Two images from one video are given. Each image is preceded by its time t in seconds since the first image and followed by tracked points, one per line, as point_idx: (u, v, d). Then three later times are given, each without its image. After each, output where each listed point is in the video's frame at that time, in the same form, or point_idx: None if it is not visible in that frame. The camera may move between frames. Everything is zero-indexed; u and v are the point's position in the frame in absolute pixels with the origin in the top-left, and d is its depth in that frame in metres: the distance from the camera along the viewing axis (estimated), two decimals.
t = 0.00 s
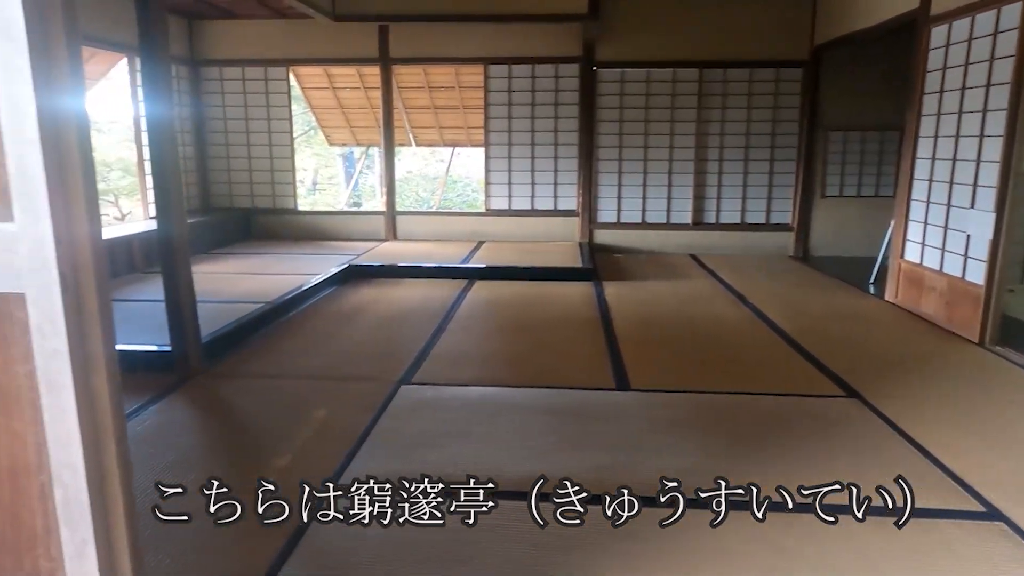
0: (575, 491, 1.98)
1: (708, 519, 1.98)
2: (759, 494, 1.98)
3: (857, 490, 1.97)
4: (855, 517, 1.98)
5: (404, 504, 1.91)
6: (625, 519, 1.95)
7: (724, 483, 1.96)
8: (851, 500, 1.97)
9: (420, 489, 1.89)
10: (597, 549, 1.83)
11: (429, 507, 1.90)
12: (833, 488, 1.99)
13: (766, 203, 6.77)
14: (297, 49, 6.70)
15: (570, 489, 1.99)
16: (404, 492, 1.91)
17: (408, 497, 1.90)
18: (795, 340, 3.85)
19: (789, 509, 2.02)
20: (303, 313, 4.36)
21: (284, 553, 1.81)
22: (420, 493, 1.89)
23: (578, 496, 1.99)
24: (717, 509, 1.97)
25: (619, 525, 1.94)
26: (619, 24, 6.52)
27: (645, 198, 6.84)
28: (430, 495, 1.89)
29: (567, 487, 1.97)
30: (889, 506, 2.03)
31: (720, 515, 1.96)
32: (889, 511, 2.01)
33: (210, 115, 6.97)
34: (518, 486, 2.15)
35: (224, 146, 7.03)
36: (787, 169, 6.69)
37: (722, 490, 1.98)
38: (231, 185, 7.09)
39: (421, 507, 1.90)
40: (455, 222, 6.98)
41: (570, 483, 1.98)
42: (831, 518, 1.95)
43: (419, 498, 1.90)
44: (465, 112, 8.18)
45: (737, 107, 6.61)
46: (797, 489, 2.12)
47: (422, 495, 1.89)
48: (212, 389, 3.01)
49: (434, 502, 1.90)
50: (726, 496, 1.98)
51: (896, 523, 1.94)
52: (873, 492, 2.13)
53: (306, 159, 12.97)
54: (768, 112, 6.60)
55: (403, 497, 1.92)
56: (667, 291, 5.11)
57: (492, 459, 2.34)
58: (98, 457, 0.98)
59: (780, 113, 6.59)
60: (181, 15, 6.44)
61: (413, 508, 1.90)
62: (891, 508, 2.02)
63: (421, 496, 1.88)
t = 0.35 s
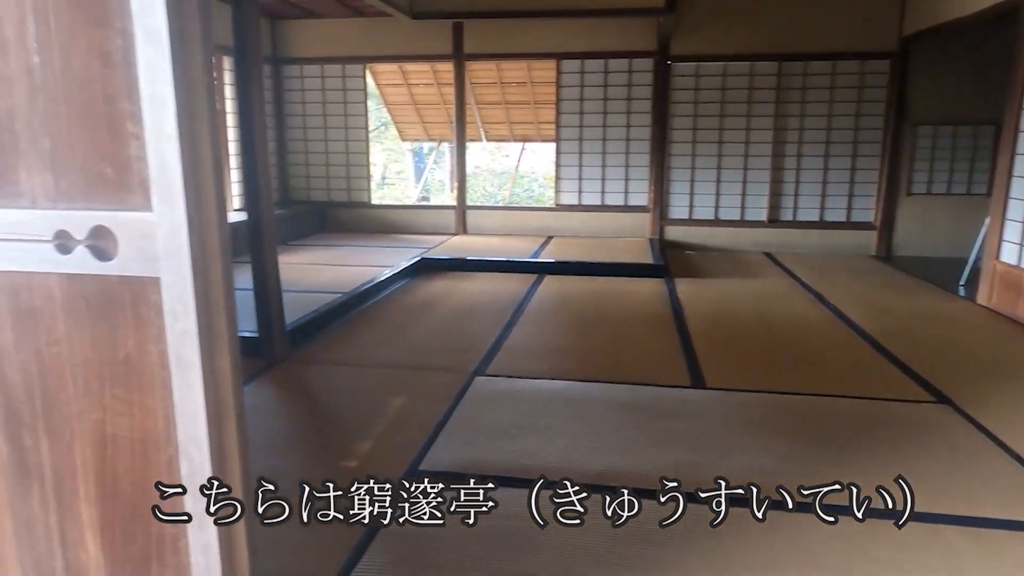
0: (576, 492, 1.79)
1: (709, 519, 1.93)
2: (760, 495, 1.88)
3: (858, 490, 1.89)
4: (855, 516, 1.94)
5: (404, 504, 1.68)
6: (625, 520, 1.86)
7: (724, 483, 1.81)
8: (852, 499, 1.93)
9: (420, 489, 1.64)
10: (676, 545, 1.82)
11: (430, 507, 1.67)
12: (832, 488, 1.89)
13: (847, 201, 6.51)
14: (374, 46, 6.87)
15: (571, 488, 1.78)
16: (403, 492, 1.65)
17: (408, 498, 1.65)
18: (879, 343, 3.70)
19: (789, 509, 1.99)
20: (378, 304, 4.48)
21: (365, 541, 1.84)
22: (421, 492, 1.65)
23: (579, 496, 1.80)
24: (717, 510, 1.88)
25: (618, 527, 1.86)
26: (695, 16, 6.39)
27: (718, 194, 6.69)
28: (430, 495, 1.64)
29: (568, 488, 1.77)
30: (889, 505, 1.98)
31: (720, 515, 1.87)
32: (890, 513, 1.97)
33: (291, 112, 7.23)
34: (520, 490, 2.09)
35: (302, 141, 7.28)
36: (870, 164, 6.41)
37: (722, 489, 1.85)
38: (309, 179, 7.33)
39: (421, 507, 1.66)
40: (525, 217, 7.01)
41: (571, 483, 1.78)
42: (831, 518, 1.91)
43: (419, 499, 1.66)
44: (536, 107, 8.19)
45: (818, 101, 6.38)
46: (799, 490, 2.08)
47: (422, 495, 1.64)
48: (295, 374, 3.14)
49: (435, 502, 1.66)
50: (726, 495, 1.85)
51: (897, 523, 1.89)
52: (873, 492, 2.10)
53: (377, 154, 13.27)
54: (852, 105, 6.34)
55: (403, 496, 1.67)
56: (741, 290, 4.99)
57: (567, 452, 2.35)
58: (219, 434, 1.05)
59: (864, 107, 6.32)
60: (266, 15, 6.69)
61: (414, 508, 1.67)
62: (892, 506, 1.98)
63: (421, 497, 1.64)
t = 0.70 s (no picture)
0: (575, 492, 1.75)
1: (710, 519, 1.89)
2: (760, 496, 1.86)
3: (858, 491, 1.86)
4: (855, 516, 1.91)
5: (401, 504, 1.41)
6: (625, 519, 1.83)
7: (724, 483, 1.79)
8: (852, 499, 1.90)
9: (420, 487, 1.40)
10: (769, 549, 1.78)
11: (430, 507, 1.44)
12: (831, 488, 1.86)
13: (947, 199, 6.14)
14: (455, 42, 6.95)
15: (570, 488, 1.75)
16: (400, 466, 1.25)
17: (407, 497, 1.40)
18: (985, 349, 3.47)
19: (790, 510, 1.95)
20: (459, 296, 4.55)
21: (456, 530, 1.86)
22: (421, 492, 1.41)
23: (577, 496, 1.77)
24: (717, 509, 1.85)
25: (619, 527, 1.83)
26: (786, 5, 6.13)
27: (805, 191, 6.44)
28: (431, 494, 1.41)
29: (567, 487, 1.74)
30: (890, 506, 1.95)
31: (721, 514, 1.84)
32: (890, 513, 1.93)
33: (375, 107, 7.44)
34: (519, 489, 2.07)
35: (385, 135, 7.48)
36: (974, 160, 6.02)
37: (722, 490, 1.81)
38: (390, 173, 7.53)
39: (420, 507, 1.44)
40: (602, 212, 6.96)
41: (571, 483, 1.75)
42: (831, 518, 1.87)
43: (419, 498, 1.42)
44: (616, 101, 8.10)
45: (917, 93, 6.04)
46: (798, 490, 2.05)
47: (421, 494, 1.41)
48: (383, 362, 3.23)
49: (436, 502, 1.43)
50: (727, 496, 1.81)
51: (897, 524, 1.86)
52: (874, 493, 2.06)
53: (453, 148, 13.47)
54: (955, 98, 5.97)
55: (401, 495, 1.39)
56: (830, 290, 4.79)
57: (654, 450, 2.33)
58: (341, 417, 1.10)
59: (969, 99, 5.94)
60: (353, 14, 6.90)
61: (412, 509, 1.43)
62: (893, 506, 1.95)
63: (421, 497, 1.40)
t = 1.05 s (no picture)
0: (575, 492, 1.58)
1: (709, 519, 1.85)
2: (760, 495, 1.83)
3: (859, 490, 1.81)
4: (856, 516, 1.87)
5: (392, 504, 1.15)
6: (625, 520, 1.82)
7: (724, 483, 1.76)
8: (852, 499, 1.85)
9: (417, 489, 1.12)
10: (868, 565, 1.67)
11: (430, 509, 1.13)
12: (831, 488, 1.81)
13: None
14: (533, 38, 6.93)
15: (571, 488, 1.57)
16: (402, 491, 1.14)
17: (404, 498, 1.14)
18: None
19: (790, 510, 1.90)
20: (535, 292, 4.54)
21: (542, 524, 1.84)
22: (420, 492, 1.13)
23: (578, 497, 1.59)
24: (717, 509, 1.82)
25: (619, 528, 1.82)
26: None
27: (899, 190, 6.10)
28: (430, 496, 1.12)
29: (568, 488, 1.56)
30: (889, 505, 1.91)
31: (720, 515, 1.81)
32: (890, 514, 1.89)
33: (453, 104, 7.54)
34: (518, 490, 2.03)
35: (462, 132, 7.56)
36: None
37: (722, 490, 1.78)
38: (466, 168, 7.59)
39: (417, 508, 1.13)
40: (680, 210, 6.81)
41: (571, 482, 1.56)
42: (831, 518, 1.83)
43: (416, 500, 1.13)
44: (697, 97, 7.89)
45: None
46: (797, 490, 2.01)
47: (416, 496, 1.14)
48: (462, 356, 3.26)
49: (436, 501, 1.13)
50: (727, 496, 1.78)
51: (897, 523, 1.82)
52: (874, 492, 2.01)
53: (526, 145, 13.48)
54: None
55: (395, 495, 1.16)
56: (928, 295, 4.51)
57: (742, 456, 2.24)
58: (443, 409, 1.09)
59: None
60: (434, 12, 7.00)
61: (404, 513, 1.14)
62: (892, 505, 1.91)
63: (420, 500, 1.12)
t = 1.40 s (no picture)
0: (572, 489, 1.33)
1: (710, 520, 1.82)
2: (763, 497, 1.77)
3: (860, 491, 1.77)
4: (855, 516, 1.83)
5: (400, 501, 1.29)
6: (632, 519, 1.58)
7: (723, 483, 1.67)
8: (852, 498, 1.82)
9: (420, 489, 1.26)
10: None
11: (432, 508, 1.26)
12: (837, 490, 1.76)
13: None
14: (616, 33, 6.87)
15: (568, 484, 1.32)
16: (401, 492, 1.28)
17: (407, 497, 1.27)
18: None
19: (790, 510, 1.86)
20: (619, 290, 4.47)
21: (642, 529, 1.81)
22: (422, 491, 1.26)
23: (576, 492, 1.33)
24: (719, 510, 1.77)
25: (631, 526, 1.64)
26: None
27: (1008, 190, 5.65)
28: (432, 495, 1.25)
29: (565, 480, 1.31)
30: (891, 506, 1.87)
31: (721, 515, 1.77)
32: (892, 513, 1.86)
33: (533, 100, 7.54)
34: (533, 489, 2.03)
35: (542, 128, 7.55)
36: None
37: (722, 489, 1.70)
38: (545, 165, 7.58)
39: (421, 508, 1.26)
40: (766, 209, 6.59)
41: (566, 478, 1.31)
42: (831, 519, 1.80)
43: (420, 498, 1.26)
44: (784, 92, 7.61)
45: None
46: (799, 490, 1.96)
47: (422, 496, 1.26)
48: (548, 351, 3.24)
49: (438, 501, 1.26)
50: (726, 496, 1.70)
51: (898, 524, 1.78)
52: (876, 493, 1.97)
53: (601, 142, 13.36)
54: None
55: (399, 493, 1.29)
56: None
57: (850, 467, 2.12)
58: (568, 407, 1.07)
59: None
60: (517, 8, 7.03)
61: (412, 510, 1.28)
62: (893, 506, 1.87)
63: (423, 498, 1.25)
